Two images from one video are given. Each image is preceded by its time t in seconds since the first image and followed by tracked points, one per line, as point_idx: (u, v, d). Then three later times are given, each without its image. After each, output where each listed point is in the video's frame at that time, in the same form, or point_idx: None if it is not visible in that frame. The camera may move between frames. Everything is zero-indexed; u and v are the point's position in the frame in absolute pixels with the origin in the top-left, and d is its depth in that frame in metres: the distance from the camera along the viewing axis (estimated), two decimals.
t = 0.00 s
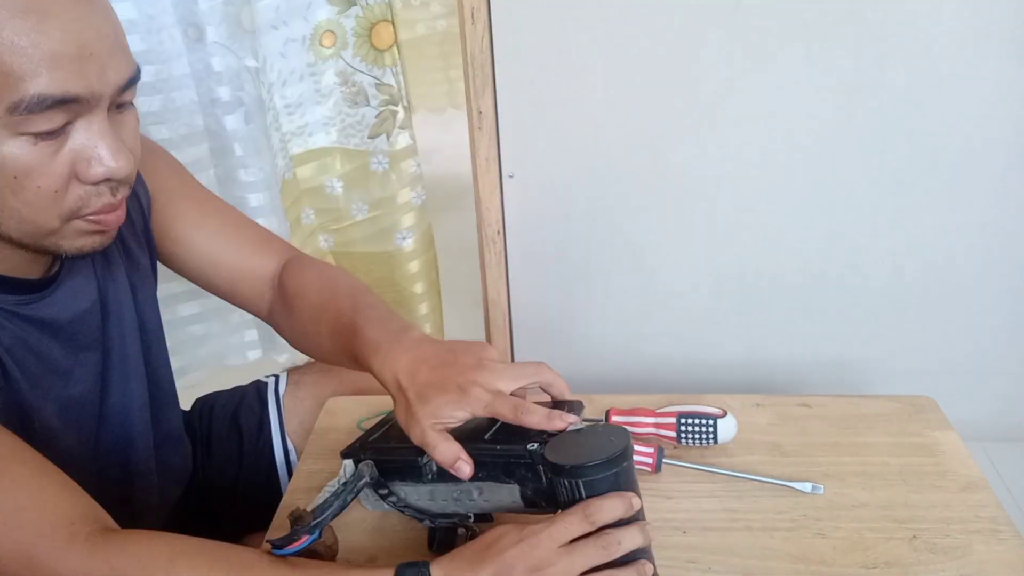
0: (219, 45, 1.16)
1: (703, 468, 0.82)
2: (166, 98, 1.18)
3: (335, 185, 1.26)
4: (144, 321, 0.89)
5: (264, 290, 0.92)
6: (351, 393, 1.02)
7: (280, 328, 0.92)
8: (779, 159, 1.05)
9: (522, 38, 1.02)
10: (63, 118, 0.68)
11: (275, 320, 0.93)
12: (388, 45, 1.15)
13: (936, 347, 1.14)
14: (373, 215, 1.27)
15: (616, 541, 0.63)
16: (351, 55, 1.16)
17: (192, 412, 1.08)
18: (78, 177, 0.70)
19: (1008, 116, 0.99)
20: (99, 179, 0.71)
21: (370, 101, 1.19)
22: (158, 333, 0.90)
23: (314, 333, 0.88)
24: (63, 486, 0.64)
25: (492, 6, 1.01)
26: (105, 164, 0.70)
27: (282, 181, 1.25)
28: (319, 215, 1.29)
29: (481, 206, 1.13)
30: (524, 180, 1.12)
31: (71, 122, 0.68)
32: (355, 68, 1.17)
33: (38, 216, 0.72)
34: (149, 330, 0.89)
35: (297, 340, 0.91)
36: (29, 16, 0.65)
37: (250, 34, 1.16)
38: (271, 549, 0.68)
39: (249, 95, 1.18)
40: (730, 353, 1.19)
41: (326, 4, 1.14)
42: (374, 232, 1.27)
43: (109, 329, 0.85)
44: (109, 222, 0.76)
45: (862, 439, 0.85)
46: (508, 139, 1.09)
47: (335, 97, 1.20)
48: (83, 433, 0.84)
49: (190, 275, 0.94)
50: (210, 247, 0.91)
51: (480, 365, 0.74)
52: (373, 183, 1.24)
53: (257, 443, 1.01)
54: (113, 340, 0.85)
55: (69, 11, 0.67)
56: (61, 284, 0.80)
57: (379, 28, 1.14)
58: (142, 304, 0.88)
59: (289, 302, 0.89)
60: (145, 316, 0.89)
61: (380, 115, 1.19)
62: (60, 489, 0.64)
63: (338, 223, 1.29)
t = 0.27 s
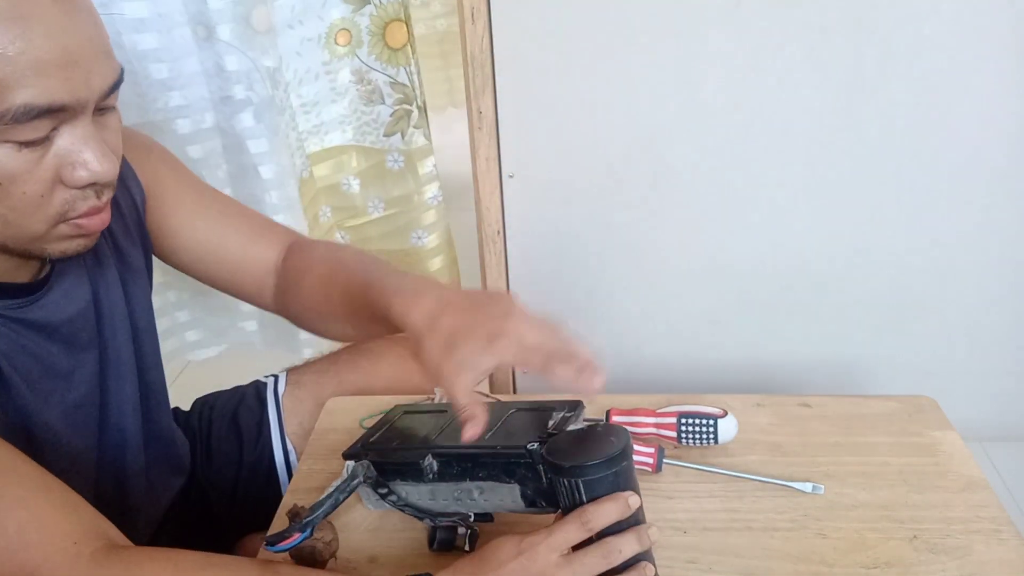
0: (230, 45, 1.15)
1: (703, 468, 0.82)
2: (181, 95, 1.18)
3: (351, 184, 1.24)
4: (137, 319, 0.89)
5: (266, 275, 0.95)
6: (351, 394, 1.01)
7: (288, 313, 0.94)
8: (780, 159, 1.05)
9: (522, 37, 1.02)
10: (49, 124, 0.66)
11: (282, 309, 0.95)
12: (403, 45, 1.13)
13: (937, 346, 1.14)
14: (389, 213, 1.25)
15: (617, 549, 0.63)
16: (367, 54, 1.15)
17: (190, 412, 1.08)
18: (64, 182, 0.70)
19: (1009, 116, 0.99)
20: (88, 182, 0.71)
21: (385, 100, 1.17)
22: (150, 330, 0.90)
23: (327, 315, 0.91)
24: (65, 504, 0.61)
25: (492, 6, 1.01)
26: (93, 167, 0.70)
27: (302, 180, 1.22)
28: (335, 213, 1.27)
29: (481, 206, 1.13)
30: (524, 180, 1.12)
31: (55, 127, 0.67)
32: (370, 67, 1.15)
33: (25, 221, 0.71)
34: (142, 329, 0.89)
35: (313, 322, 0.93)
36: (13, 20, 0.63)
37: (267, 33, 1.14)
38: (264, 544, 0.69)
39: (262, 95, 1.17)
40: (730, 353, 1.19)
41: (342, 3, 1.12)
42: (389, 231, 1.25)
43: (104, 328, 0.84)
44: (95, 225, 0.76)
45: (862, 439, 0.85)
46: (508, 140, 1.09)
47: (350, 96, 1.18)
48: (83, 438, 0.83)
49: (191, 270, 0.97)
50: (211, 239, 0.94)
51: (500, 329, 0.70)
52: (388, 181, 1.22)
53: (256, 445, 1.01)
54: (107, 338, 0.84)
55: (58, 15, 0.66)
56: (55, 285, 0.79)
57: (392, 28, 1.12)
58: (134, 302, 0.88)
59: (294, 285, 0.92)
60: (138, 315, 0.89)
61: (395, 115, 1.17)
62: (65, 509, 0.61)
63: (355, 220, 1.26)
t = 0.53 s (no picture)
0: (245, 46, 1.08)
1: (703, 468, 0.82)
2: (200, 94, 1.13)
3: (369, 186, 1.20)
4: (146, 332, 0.86)
5: (289, 307, 0.87)
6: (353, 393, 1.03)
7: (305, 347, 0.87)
8: (781, 159, 1.05)
9: (523, 36, 1.02)
10: (70, 104, 0.65)
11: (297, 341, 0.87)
12: (419, 44, 1.11)
13: (938, 347, 1.14)
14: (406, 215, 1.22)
15: (620, 542, 0.63)
16: (382, 54, 1.12)
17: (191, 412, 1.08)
18: (84, 165, 0.68)
19: (1009, 115, 0.99)
20: (109, 167, 0.69)
21: (402, 101, 1.14)
22: (157, 345, 0.87)
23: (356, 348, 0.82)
24: (69, 493, 0.61)
25: (492, 5, 1.01)
26: (113, 151, 0.68)
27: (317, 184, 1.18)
28: (351, 217, 1.23)
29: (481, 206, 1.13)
30: (524, 180, 1.12)
31: (77, 109, 0.66)
32: (386, 68, 1.13)
33: (42, 208, 0.69)
34: (150, 342, 0.86)
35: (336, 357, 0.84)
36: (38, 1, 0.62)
37: (278, 31, 1.09)
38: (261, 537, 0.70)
39: (277, 96, 1.11)
40: (731, 353, 1.19)
41: (355, 2, 1.09)
42: (408, 234, 1.22)
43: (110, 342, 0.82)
44: (114, 214, 0.73)
45: (862, 439, 0.85)
46: (509, 140, 1.09)
47: (366, 98, 1.15)
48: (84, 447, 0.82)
49: (211, 295, 0.90)
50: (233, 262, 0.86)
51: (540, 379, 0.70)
52: (406, 183, 1.19)
53: (258, 446, 1.02)
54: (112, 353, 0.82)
55: None
56: (61, 293, 0.77)
57: (409, 27, 1.10)
58: (144, 316, 0.85)
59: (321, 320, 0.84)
60: (147, 327, 0.86)
61: (412, 115, 1.15)
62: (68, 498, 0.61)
63: (372, 223, 1.23)
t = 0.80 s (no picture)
0: (242, 48, 1.06)
1: (703, 468, 0.82)
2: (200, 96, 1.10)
3: (363, 190, 1.20)
4: (151, 333, 0.86)
5: (292, 306, 0.88)
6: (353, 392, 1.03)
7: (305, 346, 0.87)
8: (780, 159, 1.05)
9: (522, 37, 1.02)
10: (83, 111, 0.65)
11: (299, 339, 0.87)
12: (412, 48, 1.10)
13: (937, 347, 1.14)
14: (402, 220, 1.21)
15: (620, 545, 0.63)
16: (375, 58, 1.11)
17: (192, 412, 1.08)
18: (92, 173, 0.68)
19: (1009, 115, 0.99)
20: (115, 175, 0.69)
21: (395, 106, 1.13)
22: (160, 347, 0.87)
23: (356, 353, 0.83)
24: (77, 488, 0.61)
25: (492, 6, 1.01)
26: (121, 160, 0.68)
27: (308, 186, 1.18)
28: (347, 220, 1.23)
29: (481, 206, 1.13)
30: (524, 180, 1.12)
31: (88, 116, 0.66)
32: (380, 72, 1.12)
33: (46, 213, 0.69)
34: (155, 345, 0.86)
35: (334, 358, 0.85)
36: (56, 9, 0.62)
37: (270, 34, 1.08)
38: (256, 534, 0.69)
39: (272, 98, 1.09)
40: (731, 353, 1.19)
41: (350, 5, 1.09)
42: (400, 240, 1.22)
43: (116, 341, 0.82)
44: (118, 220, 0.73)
45: (862, 439, 0.85)
46: (508, 140, 1.09)
47: (360, 101, 1.14)
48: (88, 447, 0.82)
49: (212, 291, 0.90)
50: (236, 260, 0.87)
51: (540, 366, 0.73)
52: (401, 187, 1.18)
53: (257, 446, 1.01)
54: (119, 352, 0.82)
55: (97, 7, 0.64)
56: (70, 291, 0.78)
57: (401, 30, 1.09)
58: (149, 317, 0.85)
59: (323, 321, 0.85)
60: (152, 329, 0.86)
61: (404, 121, 1.14)
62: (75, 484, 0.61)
63: (367, 227, 1.22)
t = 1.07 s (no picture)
0: (237, 48, 1.05)
1: (703, 468, 0.82)
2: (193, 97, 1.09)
3: (361, 190, 1.20)
4: (147, 328, 0.86)
5: (282, 294, 0.88)
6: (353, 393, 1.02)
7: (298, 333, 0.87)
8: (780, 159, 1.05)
9: (522, 37, 1.02)
10: (89, 119, 0.65)
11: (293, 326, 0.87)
12: (411, 48, 1.10)
13: (937, 347, 1.14)
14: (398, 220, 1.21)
15: (618, 547, 0.63)
16: (374, 58, 1.11)
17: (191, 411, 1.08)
18: (95, 178, 0.68)
19: (1008, 116, 0.99)
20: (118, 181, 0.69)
21: (393, 105, 1.14)
22: (158, 342, 0.87)
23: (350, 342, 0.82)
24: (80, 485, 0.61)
25: (492, 6, 1.01)
26: (125, 167, 0.68)
27: (308, 188, 1.17)
28: (344, 221, 1.23)
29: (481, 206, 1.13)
30: (524, 181, 1.12)
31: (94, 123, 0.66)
32: (378, 71, 1.12)
33: (47, 216, 0.69)
34: (151, 339, 0.86)
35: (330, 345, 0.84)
36: (67, 16, 0.62)
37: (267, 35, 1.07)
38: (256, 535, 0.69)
39: (269, 99, 1.08)
40: (731, 353, 1.19)
41: (347, 6, 1.08)
42: (400, 239, 1.22)
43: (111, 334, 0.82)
44: (118, 223, 0.74)
45: (862, 439, 0.85)
46: (508, 140, 1.09)
47: (359, 101, 1.14)
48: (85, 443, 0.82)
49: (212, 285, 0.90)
50: (227, 253, 0.87)
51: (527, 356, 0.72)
52: (399, 187, 1.18)
53: (257, 444, 1.01)
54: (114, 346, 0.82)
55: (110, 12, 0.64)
56: (62, 284, 0.78)
57: (401, 29, 1.09)
58: (145, 311, 0.85)
59: (312, 308, 0.84)
60: (148, 323, 0.86)
61: (404, 120, 1.14)
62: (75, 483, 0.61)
63: (365, 228, 1.22)
